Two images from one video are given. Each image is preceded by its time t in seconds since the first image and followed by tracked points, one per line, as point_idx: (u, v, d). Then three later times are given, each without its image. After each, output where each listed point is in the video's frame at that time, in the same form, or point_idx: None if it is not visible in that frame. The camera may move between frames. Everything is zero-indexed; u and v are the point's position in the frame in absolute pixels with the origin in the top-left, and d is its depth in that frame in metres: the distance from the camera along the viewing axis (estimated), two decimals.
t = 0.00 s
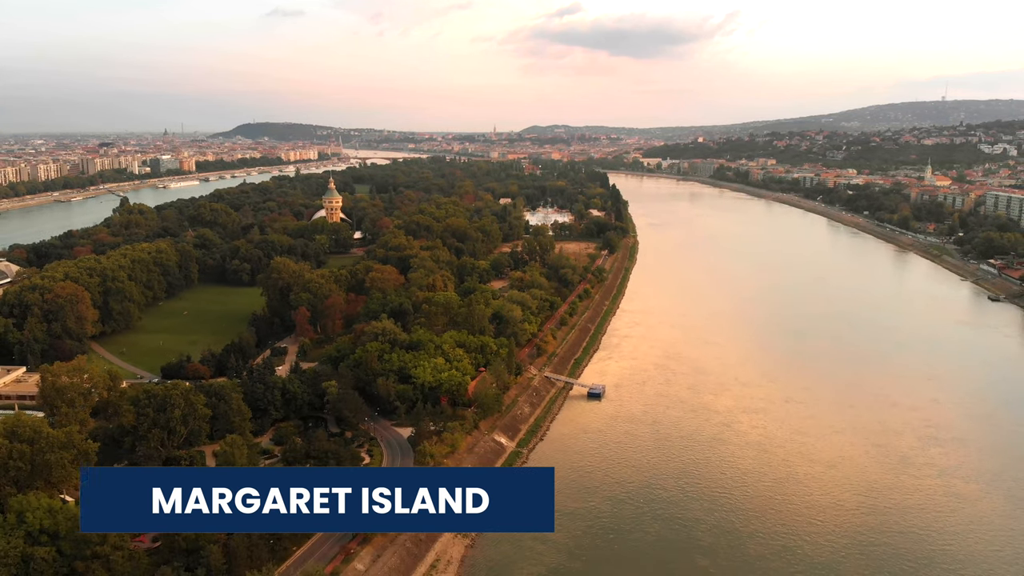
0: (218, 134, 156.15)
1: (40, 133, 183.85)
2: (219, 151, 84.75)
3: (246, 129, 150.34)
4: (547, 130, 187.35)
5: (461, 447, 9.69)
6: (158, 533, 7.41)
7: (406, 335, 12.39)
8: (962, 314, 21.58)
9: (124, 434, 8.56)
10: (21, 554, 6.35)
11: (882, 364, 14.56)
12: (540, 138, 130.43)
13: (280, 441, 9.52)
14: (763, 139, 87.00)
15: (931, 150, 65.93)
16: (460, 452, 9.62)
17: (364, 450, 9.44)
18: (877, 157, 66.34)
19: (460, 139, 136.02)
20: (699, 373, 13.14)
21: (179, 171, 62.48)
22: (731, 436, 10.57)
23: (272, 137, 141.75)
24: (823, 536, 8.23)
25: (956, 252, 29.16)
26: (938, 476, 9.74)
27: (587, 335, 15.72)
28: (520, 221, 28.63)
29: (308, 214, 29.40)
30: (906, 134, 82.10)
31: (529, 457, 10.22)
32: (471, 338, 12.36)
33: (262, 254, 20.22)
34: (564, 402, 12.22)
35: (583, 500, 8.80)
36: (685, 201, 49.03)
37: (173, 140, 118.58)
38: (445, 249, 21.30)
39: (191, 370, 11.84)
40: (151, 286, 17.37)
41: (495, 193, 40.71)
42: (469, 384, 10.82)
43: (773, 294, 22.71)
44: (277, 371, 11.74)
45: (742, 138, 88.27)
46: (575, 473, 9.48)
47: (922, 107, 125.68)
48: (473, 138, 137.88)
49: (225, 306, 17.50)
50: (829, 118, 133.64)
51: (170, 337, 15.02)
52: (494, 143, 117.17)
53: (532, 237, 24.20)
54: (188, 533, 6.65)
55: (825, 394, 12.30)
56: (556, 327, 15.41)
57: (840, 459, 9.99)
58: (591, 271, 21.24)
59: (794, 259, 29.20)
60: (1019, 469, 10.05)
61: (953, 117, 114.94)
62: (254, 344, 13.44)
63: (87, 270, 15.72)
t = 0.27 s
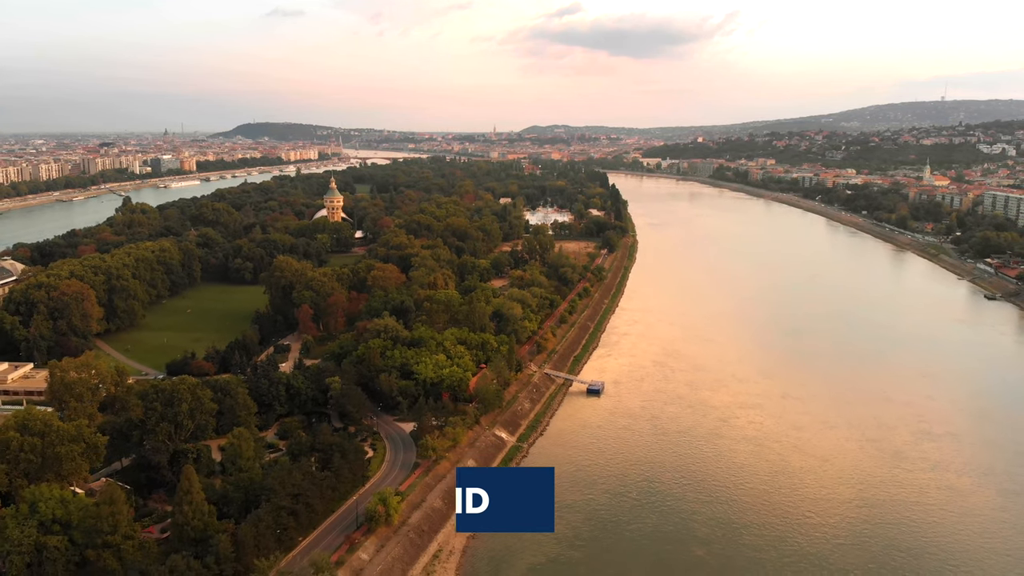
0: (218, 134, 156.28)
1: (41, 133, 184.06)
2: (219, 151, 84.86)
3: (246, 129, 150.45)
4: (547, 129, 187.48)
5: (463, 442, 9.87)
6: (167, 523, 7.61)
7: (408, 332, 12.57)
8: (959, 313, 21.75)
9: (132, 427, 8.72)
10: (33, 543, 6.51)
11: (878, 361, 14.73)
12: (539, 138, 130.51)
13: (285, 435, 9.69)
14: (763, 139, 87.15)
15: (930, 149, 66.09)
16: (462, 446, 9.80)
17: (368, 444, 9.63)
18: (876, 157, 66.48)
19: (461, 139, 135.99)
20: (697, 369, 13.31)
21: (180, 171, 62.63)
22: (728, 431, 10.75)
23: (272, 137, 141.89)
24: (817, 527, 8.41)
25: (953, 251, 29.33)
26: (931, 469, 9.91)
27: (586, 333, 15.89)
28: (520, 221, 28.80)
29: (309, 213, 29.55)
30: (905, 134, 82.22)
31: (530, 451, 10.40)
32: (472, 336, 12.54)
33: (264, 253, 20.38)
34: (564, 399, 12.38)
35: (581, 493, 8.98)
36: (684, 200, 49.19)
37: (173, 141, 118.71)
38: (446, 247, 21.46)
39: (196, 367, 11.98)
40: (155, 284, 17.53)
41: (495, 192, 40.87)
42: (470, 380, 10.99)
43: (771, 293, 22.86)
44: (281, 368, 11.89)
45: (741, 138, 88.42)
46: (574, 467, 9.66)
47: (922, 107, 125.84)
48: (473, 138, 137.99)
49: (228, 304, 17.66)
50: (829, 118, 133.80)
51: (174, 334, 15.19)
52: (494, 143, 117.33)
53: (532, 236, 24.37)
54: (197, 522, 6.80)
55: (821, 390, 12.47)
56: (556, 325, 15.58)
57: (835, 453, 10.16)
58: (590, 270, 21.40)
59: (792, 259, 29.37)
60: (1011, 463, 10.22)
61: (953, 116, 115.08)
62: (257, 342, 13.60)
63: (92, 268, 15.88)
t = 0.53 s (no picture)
0: (218, 134, 156.46)
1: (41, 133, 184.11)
2: (220, 151, 85.05)
3: (246, 129, 150.60)
4: (547, 130, 187.70)
5: (465, 435, 10.07)
6: (176, 514, 7.82)
7: (409, 329, 12.77)
8: (955, 311, 21.95)
9: (140, 421, 8.92)
10: (48, 530, 6.70)
11: (873, 357, 14.94)
12: (539, 138, 130.66)
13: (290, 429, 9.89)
14: (762, 139, 87.34)
15: (928, 149, 66.31)
16: (464, 439, 9.99)
17: (371, 438, 9.83)
18: (874, 157, 66.70)
19: (461, 139, 136.19)
20: (694, 366, 13.52)
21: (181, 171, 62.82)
22: (725, 425, 10.95)
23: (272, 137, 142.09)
24: (810, 516, 8.62)
25: (950, 250, 29.54)
26: (923, 462, 10.13)
27: (585, 330, 16.09)
28: (520, 220, 29.00)
29: (311, 212, 29.74)
30: (904, 134, 82.40)
31: (530, 445, 10.60)
32: (473, 332, 12.73)
33: (267, 251, 20.58)
34: (563, 394, 12.58)
35: (580, 484, 9.19)
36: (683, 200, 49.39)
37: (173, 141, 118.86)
38: (447, 246, 21.66)
39: (202, 362, 12.14)
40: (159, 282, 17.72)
41: (495, 192, 41.07)
42: (471, 375, 11.19)
43: (769, 291, 23.07)
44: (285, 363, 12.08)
45: (741, 138, 88.63)
46: (573, 460, 9.87)
47: (921, 107, 126.04)
48: (473, 138, 138.18)
49: (232, 302, 17.85)
50: (828, 118, 134.01)
51: (178, 332, 15.38)
52: (494, 143, 117.53)
53: (532, 235, 24.57)
54: (207, 512, 7.00)
55: (816, 386, 12.68)
56: (556, 322, 15.78)
57: (829, 446, 10.38)
58: (590, 268, 21.60)
59: (790, 258, 29.56)
60: (1002, 456, 10.43)
61: (952, 116, 115.29)
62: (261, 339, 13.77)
63: (98, 266, 16.07)
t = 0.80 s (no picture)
0: (218, 134, 156.59)
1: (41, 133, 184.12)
2: (221, 151, 85.27)
3: (247, 129, 150.70)
4: (547, 130, 187.88)
5: (466, 428, 10.25)
6: (185, 505, 8.02)
7: (412, 325, 12.96)
8: (951, 309, 22.16)
9: (150, 414, 9.10)
10: (62, 519, 6.89)
11: (868, 354, 15.16)
12: (539, 138, 130.85)
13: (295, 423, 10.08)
14: (761, 139, 87.50)
15: (927, 149, 66.51)
16: (465, 433, 10.17)
17: (375, 433, 10.02)
18: (873, 157, 66.92)
19: (461, 139, 136.39)
20: (692, 362, 13.72)
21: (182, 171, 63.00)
22: (722, 419, 11.15)
23: (273, 137, 142.29)
24: (803, 507, 8.82)
25: (947, 249, 29.77)
26: (916, 455, 10.32)
27: (585, 328, 16.31)
28: (520, 219, 29.21)
29: (312, 212, 29.95)
30: (903, 134, 82.62)
31: (530, 439, 10.79)
32: (474, 329, 12.92)
33: (270, 250, 20.79)
34: (563, 390, 12.78)
35: (580, 477, 9.40)
36: (683, 200, 49.58)
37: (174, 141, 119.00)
38: (448, 245, 21.86)
39: (208, 358, 12.29)
40: (163, 281, 17.91)
41: (495, 191, 41.27)
42: (472, 371, 11.39)
43: (767, 289, 23.28)
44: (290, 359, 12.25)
45: (740, 138, 88.80)
46: (572, 454, 10.07)
47: (920, 107, 126.22)
48: (472, 138, 138.36)
49: (235, 300, 18.05)
50: (828, 118, 134.21)
51: (183, 329, 15.56)
52: (494, 143, 117.62)
53: (532, 235, 24.78)
54: (216, 501, 7.19)
55: (812, 382, 12.89)
56: (556, 320, 15.99)
57: (824, 440, 10.59)
58: (589, 267, 21.81)
59: (789, 257, 29.75)
60: (994, 450, 10.64)
61: (951, 116, 115.51)
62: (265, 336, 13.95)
63: (104, 265, 16.26)
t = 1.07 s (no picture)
0: (219, 134, 156.69)
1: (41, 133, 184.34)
2: (221, 151, 85.42)
3: (247, 129, 150.80)
4: (547, 130, 188.04)
5: (468, 423, 10.41)
6: (193, 497, 8.18)
7: (413, 323, 13.13)
8: (948, 308, 22.36)
9: (157, 409, 9.26)
10: (74, 509, 7.05)
11: (865, 351, 15.33)
12: (539, 138, 130.94)
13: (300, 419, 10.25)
14: (761, 139, 87.64)
15: (926, 149, 66.67)
16: (467, 428, 10.33)
17: (378, 427, 10.19)
18: (872, 157, 67.08)
19: (461, 139, 136.53)
20: (691, 359, 13.90)
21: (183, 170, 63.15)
22: (720, 414, 11.33)
23: (273, 137, 142.44)
24: (798, 499, 9.00)
25: (945, 248, 29.96)
26: (910, 449, 10.50)
27: (585, 326, 16.47)
28: (520, 219, 29.39)
29: (314, 211, 30.13)
30: (903, 134, 82.80)
31: (531, 434, 10.96)
32: (475, 327, 13.09)
33: (272, 249, 20.95)
34: (563, 386, 12.96)
35: (579, 470, 9.57)
36: (683, 199, 49.73)
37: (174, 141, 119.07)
38: (448, 244, 22.02)
39: (213, 355, 12.42)
40: (167, 279, 18.08)
41: (495, 191, 41.42)
42: (474, 367, 11.56)
43: (766, 288, 23.46)
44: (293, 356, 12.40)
45: (739, 138, 88.94)
46: (571, 449, 10.24)
47: (919, 107, 126.35)
48: (472, 138, 138.48)
49: (238, 298, 18.21)
50: (827, 118, 134.36)
51: (187, 327, 15.73)
52: (494, 143, 117.79)
53: (532, 234, 24.95)
54: (224, 493, 7.35)
55: (808, 378, 13.08)
56: (556, 318, 16.16)
57: (820, 435, 10.77)
58: (589, 266, 21.97)
59: (787, 256, 29.94)
60: (987, 444, 10.82)
61: (951, 116, 115.67)
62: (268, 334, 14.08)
63: (108, 263, 16.42)
